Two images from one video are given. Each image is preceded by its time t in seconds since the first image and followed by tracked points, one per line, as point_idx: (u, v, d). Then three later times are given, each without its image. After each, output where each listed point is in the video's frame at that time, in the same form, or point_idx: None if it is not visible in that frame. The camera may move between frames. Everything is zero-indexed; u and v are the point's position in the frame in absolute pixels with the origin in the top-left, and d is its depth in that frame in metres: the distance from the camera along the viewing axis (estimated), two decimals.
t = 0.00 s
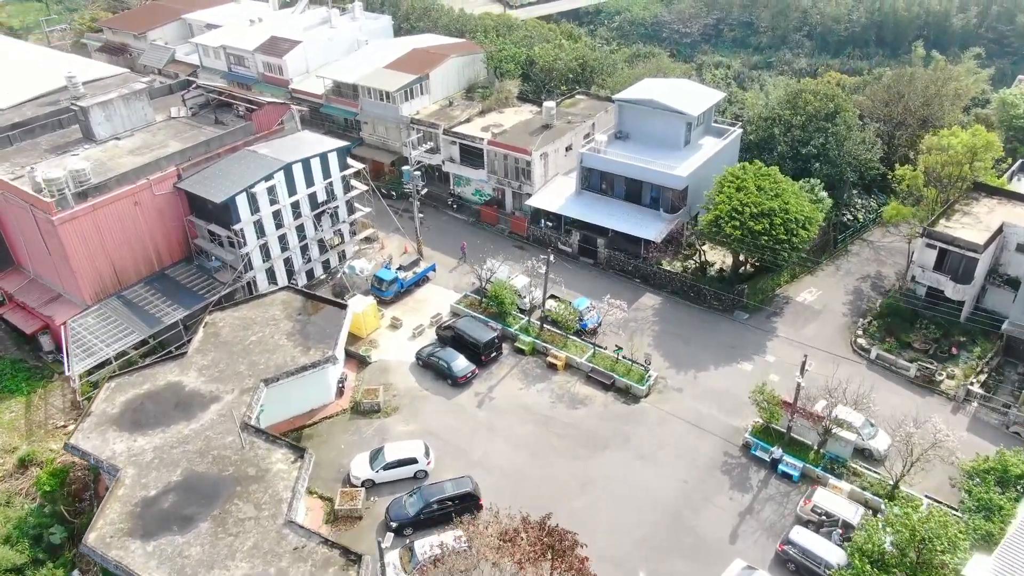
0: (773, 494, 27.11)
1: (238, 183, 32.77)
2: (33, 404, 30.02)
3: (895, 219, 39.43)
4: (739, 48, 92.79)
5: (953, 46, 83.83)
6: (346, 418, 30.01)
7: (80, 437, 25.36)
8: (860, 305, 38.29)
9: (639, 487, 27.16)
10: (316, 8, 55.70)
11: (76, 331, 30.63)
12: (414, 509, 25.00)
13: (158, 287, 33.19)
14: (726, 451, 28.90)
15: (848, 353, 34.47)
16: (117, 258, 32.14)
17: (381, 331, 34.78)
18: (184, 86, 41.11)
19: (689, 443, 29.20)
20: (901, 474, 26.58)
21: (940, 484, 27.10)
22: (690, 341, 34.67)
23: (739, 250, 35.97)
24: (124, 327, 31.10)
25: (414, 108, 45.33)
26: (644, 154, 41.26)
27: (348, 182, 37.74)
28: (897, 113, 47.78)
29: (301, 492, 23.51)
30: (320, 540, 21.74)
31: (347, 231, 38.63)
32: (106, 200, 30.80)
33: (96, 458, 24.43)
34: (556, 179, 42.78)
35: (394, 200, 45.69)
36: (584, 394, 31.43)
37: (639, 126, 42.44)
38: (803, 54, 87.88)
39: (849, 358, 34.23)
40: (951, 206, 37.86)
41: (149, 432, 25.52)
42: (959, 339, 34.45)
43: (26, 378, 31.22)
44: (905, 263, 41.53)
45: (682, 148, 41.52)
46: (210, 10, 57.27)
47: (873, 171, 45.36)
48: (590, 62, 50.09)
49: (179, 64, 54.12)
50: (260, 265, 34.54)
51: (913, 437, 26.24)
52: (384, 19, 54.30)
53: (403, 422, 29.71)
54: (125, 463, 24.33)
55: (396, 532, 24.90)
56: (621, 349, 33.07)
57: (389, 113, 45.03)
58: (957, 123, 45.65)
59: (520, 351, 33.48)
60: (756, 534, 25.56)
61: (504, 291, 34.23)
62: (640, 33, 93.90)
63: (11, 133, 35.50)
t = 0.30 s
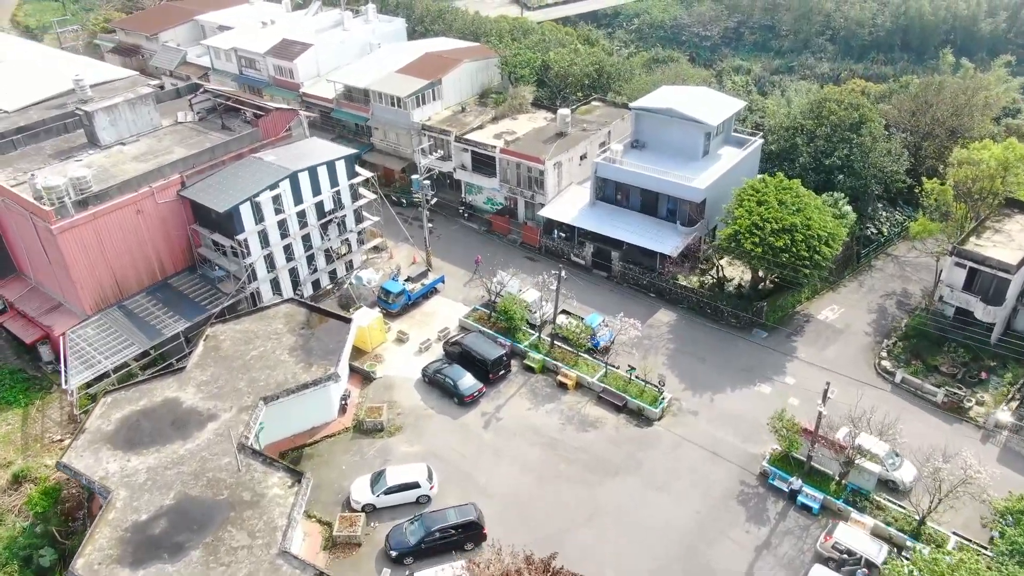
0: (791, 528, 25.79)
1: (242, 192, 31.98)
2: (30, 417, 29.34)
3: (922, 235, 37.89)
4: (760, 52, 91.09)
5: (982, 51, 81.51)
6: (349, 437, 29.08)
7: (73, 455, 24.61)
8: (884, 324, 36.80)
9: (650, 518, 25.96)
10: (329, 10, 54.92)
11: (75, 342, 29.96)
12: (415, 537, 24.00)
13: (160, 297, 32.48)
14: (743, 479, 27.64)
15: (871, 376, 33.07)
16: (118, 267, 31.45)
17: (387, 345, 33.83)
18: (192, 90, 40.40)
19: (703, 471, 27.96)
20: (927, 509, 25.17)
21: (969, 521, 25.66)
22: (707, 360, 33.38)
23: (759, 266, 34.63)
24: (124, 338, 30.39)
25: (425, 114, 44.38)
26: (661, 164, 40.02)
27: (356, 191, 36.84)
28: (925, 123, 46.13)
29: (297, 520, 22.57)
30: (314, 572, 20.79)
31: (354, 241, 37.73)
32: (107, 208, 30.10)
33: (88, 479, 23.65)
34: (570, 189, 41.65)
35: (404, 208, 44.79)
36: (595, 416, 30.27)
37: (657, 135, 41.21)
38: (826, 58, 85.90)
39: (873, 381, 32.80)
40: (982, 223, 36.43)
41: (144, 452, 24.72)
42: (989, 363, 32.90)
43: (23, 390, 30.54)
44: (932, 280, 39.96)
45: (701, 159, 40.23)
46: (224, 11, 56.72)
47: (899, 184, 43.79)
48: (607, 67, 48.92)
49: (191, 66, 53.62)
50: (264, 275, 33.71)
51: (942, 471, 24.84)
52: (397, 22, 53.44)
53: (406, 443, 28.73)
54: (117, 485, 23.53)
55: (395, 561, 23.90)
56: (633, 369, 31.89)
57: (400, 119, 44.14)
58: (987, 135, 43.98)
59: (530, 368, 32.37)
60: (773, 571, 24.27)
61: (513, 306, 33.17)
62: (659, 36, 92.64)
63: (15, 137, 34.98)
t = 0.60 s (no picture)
0: (810, 565, 24.49)
1: (246, 201, 31.18)
2: (26, 431, 28.68)
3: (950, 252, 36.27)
4: (781, 56, 89.32)
5: (1011, 58, 79.35)
6: (351, 457, 28.15)
7: (65, 475, 23.86)
8: (910, 346, 35.32)
9: (662, 551, 24.75)
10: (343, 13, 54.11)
11: (74, 354, 29.29)
12: (414, 568, 23.01)
13: (161, 307, 31.75)
14: (760, 511, 26.35)
15: (896, 401, 31.66)
16: (119, 277, 30.73)
17: (392, 360, 32.87)
18: (200, 94, 39.70)
19: (718, 501, 26.69)
20: (956, 550, 23.74)
21: (1001, 562, 24.23)
22: (723, 382, 32.09)
23: (779, 285, 33.31)
24: (124, 350, 29.67)
25: (437, 120, 43.41)
26: (678, 175, 38.76)
27: (364, 201, 35.94)
28: (954, 134, 44.48)
29: (291, 549, 21.63)
30: None
31: (362, 251, 36.84)
32: (107, 217, 29.37)
33: (79, 501, 22.87)
34: (584, 200, 40.52)
35: (415, 216, 43.88)
36: (606, 440, 29.10)
37: (675, 145, 39.98)
38: (850, 62, 83.83)
39: (898, 407, 31.34)
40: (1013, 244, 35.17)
41: (137, 473, 23.92)
42: (1022, 390, 31.33)
43: (21, 402, 29.89)
44: (960, 299, 38.40)
45: (720, 170, 38.95)
46: (237, 12, 56.14)
47: (927, 198, 42.22)
48: (624, 73, 47.72)
49: (202, 68, 53.07)
50: (268, 286, 32.89)
51: (972, 511, 23.42)
52: (411, 25, 52.53)
53: (409, 465, 27.76)
54: (108, 508, 22.72)
55: None
56: (647, 391, 30.68)
57: (411, 125, 43.22)
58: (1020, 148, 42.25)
59: (539, 388, 31.27)
60: None
61: (523, 322, 32.13)
62: (679, 39, 91.28)
63: (19, 141, 34.42)
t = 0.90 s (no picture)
0: None
1: (249, 211, 30.34)
2: (21, 445, 27.98)
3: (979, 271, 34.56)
4: (803, 60, 87.43)
5: None
6: (351, 479, 27.18)
7: (55, 497, 23.08)
8: (937, 369, 33.78)
9: None
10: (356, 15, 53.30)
11: (71, 366, 28.57)
12: None
13: (162, 319, 30.98)
14: (778, 546, 25.01)
15: (922, 429, 30.17)
16: (119, 288, 29.98)
17: (397, 376, 31.88)
18: (208, 99, 38.98)
19: (734, 534, 25.38)
20: None
21: None
22: (741, 406, 30.76)
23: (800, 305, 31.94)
24: (122, 364, 28.91)
25: (449, 127, 42.41)
26: (696, 187, 37.47)
27: (371, 211, 35.02)
28: (985, 147, 42.75)
29: None
30: None
31: (369, 262, 35.90)
32: (107, 227, 28.61)
33: (68, 525, 22.07)
34: (598, 211, 39.32)
35: (425, 224, 42.91)
36: (617, 466, 27.91)
37: (693, 156, 38.69)
38: (874, 68, 81.73)
39: (924, 436, 29.85)
40: None
41: (129, 496, 23.08)
42: None
43: (17, 414, 29.20)
44: (990, 320, 36.78)
45: (739, 183, 37.62)
46: (249, 14, 55.62)
47: (955, 214, 40.59)
48: (641, 80, 46.47)
49: (213, 71, 52.49)
50: (271, 299, 32.03)
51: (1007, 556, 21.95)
52: (424, 29, 51.59)
53: (412, 489, 26.75)
54: (97, 533, 21.88)
55: None
56: (660, 415, 29.44)
57: (422, 131, 42.24)
58: None
59: (548, 409, 30.15)
60: None
61: (532, 340, 31.02)
62: (698, 43, 89.80)
63: (22, 146, 33.82)
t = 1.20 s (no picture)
0: None
1: (252, 222, 29.48)
2: (15, 460, 27.29)
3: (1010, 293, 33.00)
4: (826, 65, 85.54)
5: None
6: (350, 504, 26.23)
7: (42, 520, 22.31)
8: (964, 396, 32.23)
9: None
10: (368, 18, 52.41)
11: (67, 380, 27.85)
12: None
13: (161, 332, 30.21)
14: None
15: (949, 460, 28.67)
16: (117, 299, 29.25)
17: (401, 394, 30.89)
18: (215, 104, 38.17)
19: (749, 572, 24.06)
20: None
21: None
22: (758, 433, 29.42)
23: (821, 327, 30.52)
24: (119, 378, 28.15)
25: (460, 135, 41.42)
26: (714, 201, 36.18)
27: (378, 222, 34.06)
28: (1018, 161, 40.97)
29: None
30: None
31: (375, 274, 34.95)
32: (105, 238, 27.87)
33: (54, 552, 21.27)
34: (612, 224, 38.12)
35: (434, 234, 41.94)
36: (627, 495, 26.71)
37: (712, 168, 37.38)
38: (899, 73, 79.71)
39: (952, 467, 28.34)
40: None
41: (118, 521, 22.25)
42: None
43: (13, 428, 28.56)
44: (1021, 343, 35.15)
45: (759, 197, 36.27)
46: (261, 16, 54.98)
47: (986, 231, 38.90)
48: (659, 87, 45.21)
49: (224, 74, 51.88)
50: (274, 312, 31.16)
51: None
52: (438, 32, 50.59)
53: (412, 516, 25.74)
54: (83, 561, 21.06)
55: None
56: (673, 442, 28.18)
57: (433, 139, 41.28)
58: None
59: (556, 433, 29.03)
60: None
61: (541, 360, 29.92)
62: (718, 46, 88.31)
63: (24, 152, 33.21)
